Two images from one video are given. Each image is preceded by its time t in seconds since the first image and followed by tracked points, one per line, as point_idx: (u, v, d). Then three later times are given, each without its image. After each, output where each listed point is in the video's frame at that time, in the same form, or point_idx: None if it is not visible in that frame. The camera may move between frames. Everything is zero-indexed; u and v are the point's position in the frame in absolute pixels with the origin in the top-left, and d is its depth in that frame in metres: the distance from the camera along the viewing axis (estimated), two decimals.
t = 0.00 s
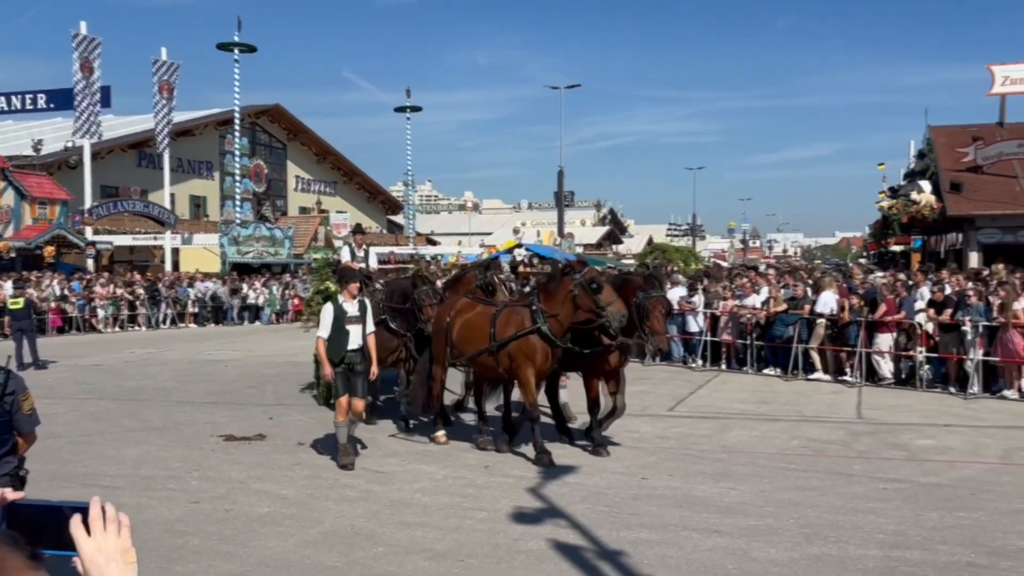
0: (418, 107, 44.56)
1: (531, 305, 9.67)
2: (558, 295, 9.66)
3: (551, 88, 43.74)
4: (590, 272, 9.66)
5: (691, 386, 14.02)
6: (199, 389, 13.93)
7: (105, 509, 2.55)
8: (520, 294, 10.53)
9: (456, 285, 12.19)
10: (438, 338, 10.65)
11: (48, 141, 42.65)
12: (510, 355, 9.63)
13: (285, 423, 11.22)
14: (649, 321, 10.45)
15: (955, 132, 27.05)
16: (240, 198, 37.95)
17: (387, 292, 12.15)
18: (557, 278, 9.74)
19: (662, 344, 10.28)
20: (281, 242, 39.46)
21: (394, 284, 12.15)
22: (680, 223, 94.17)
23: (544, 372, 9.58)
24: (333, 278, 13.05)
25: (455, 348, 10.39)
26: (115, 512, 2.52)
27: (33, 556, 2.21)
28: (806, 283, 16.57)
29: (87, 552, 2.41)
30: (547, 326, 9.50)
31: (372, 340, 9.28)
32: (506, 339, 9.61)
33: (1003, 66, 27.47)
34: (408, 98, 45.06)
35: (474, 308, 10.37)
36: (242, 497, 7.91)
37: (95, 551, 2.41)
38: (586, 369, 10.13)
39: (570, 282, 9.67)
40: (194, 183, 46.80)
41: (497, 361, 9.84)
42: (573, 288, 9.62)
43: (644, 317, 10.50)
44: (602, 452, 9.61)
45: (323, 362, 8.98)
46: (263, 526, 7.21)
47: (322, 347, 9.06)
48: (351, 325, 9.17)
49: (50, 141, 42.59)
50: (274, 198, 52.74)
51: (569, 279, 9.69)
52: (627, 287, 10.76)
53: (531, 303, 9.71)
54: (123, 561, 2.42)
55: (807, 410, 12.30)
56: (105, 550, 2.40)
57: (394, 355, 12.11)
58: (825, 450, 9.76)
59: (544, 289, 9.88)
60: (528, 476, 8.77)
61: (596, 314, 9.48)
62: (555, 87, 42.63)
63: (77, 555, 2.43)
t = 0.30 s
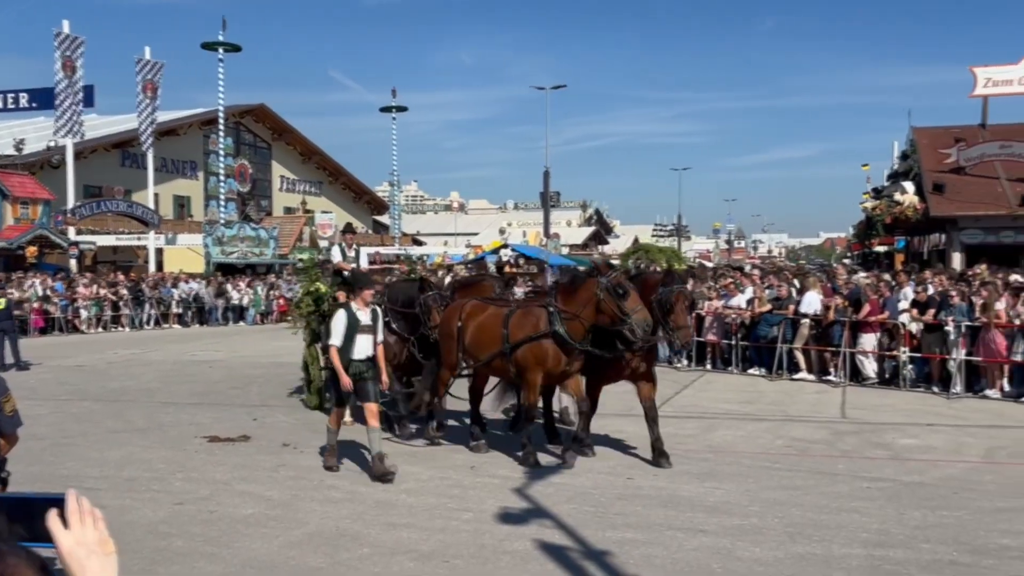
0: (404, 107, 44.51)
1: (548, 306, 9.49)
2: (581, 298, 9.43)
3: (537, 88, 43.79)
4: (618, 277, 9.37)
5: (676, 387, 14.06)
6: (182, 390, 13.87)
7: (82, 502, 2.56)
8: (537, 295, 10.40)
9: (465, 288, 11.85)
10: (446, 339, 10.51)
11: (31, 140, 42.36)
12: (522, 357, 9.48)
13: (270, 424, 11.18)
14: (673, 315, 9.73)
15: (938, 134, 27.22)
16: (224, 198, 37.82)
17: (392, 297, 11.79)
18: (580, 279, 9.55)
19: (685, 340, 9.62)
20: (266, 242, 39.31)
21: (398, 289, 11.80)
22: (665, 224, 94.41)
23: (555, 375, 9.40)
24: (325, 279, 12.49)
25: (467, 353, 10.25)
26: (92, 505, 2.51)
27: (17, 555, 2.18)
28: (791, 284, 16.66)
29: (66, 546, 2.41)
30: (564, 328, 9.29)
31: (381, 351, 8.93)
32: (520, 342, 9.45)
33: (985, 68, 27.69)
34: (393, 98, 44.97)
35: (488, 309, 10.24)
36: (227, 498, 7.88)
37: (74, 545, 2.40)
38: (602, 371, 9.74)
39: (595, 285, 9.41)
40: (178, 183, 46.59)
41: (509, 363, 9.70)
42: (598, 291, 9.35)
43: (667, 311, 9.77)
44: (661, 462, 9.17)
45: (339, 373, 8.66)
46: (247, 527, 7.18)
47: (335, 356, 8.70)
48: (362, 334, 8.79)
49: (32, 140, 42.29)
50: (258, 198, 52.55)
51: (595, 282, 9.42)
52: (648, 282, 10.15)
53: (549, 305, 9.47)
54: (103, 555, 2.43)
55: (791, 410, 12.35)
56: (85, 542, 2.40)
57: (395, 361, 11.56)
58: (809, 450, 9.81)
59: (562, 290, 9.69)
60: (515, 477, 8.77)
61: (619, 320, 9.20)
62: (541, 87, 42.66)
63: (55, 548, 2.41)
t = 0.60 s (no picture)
0: (388, 107, 44.46)
1: (571, 316, 9.06)
2: (605, 309, 9.04)
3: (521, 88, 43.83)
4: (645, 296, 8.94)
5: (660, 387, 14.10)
6: (165, 390, 13.83)
7: (59, 501, 2.55)
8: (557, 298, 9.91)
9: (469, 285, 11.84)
10: (457, 338, 10.05)
11: (11, 139, 42.05)
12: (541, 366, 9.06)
13: (253, 424, 11.13)
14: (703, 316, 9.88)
15: (919, 134, 27.40)
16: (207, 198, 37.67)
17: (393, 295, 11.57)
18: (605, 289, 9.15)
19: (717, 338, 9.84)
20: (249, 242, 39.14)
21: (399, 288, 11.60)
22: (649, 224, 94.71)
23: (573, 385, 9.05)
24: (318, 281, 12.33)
25: (480, 355, 9.77)
26: (67, 506, 2.49)
27: None
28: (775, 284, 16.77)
29: (41, 546, 2.40)
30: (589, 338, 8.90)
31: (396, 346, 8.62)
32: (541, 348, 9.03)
33: (965, 69, 27.92)
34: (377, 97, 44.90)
35: (504, 311, 9.75)
36: (209, 499, 7.84)
37: (50, 545, 2.39)
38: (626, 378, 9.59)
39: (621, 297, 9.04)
40: (160, 183, 46.38)
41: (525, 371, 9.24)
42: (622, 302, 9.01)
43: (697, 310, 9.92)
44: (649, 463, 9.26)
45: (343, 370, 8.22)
46: (229, 528, 7.15)
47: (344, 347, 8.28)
48: (379, 328, 8.45)
49: (13, 139, 41.98)
50: (241, 198, 52.36)
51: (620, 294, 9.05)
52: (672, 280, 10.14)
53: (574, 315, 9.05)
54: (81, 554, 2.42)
55: (773, 409, 12.40)
56: (62, 541, 2.40)
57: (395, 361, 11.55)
58: (791, 449, 9.86)
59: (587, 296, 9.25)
60: (499, 477, 8.77)
61: (641, 337, 8.98)
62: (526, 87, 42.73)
63: (31, 549, 2.41)
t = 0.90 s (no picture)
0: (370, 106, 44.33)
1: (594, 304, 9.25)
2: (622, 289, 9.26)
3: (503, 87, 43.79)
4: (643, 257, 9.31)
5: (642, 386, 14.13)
6: (146, 390, 13.77)
7: (32, 500, 2.56)
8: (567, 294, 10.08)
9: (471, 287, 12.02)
10: (470, 338, 10.06)
11: None
12: (575, 361, 9.12)
13: (235, 424, 11.08)
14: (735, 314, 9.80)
15: (900, 134, 27.59)
16: (187, 197, 37.50)
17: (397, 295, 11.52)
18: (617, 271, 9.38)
19: (745, 334, 9.24)
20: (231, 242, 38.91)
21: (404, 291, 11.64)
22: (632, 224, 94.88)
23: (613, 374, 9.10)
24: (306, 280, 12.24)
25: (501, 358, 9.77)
26: (43, 504, 2.53)
27: None
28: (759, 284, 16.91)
29: (17, 544, 2.41)
30: (616, 326, 9.06)
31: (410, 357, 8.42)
32: (571, 343, 9.11)
33: (946, 69, 28.10)
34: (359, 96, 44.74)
35: (518, 308, 9.83)
36: (191, 500, 7.79)
37: (26, 544, 2.40)
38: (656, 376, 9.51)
39: (627, 275, 9.29)
40: (140, 182, 46.10)
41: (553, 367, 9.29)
42: (632, 277, 9.27)
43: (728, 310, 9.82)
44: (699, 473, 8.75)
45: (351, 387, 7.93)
46: (210, 529, 7.11)
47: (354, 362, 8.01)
48: (394, 339, 8.26)
49: None
50: (222, 197, 52.12)
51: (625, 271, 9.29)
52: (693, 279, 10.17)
53: (595, 303, 9.24)
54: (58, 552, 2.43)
55: (755, 408, 12.46)
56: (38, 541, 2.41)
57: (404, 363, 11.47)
58: (773, 448, 9.89)
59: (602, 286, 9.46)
60: (482, 477, 8.76)
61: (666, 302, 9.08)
62: (510, 86, 42.71)
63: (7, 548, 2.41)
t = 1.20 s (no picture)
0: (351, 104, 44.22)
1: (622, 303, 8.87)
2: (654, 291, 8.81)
3: (483, 86, 43.81)
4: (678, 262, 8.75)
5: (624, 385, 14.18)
6: (126, 390, 13.67)
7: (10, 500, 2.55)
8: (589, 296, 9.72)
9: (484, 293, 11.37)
10: (486, 340, 9.69)
11: None
12: (600, 360, 8.74)
13: (216, 425, 11.02)
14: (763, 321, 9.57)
15: (879, 134, 27.78)
16: (166, 196, 37.31)
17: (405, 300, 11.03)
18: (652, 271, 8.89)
19: (775, 345, 9.43)
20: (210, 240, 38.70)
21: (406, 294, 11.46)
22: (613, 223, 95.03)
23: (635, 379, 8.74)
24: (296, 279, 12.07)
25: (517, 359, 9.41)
26: (19, 503, 2.52)
27: None
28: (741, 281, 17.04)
29: None
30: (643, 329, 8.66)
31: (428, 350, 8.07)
32: (596, 343, 8.72)
33: (924, 69, 28.31)
34: (340, 95, 44.62)
35: (538, 310, 9.45)
36: (171, 500, 7.75)
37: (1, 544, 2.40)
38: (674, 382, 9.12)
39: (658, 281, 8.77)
40: (119, 181, 45.78)
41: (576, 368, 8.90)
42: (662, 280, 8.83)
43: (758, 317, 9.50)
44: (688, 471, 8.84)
45: (387, 382, 7.54)
46: (191, 529, 7.07)
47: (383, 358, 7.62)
48: (415, 331, 7.87)
49: None
50: (202, 195, 51.84)
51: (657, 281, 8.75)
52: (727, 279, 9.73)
53: (625, 302, 8.85)
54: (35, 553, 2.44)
55: (736, 406, 12.52)
56: (16, 540, 2.41)
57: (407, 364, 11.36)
58: (754, 446, 9.94)
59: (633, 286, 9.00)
60: (464, 477, 8.76)
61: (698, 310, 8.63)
62: (492, 85, 42.75)
63: None
